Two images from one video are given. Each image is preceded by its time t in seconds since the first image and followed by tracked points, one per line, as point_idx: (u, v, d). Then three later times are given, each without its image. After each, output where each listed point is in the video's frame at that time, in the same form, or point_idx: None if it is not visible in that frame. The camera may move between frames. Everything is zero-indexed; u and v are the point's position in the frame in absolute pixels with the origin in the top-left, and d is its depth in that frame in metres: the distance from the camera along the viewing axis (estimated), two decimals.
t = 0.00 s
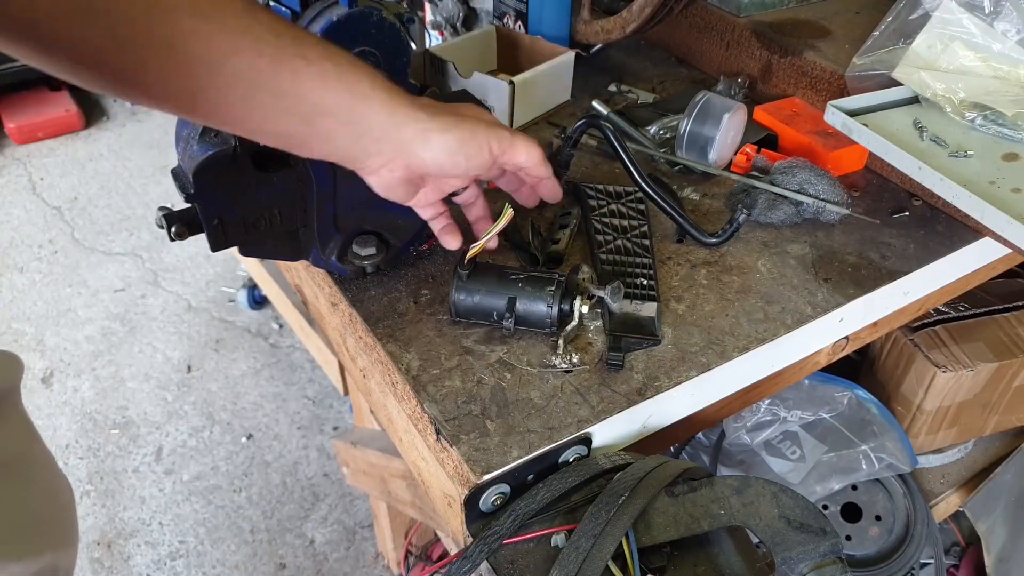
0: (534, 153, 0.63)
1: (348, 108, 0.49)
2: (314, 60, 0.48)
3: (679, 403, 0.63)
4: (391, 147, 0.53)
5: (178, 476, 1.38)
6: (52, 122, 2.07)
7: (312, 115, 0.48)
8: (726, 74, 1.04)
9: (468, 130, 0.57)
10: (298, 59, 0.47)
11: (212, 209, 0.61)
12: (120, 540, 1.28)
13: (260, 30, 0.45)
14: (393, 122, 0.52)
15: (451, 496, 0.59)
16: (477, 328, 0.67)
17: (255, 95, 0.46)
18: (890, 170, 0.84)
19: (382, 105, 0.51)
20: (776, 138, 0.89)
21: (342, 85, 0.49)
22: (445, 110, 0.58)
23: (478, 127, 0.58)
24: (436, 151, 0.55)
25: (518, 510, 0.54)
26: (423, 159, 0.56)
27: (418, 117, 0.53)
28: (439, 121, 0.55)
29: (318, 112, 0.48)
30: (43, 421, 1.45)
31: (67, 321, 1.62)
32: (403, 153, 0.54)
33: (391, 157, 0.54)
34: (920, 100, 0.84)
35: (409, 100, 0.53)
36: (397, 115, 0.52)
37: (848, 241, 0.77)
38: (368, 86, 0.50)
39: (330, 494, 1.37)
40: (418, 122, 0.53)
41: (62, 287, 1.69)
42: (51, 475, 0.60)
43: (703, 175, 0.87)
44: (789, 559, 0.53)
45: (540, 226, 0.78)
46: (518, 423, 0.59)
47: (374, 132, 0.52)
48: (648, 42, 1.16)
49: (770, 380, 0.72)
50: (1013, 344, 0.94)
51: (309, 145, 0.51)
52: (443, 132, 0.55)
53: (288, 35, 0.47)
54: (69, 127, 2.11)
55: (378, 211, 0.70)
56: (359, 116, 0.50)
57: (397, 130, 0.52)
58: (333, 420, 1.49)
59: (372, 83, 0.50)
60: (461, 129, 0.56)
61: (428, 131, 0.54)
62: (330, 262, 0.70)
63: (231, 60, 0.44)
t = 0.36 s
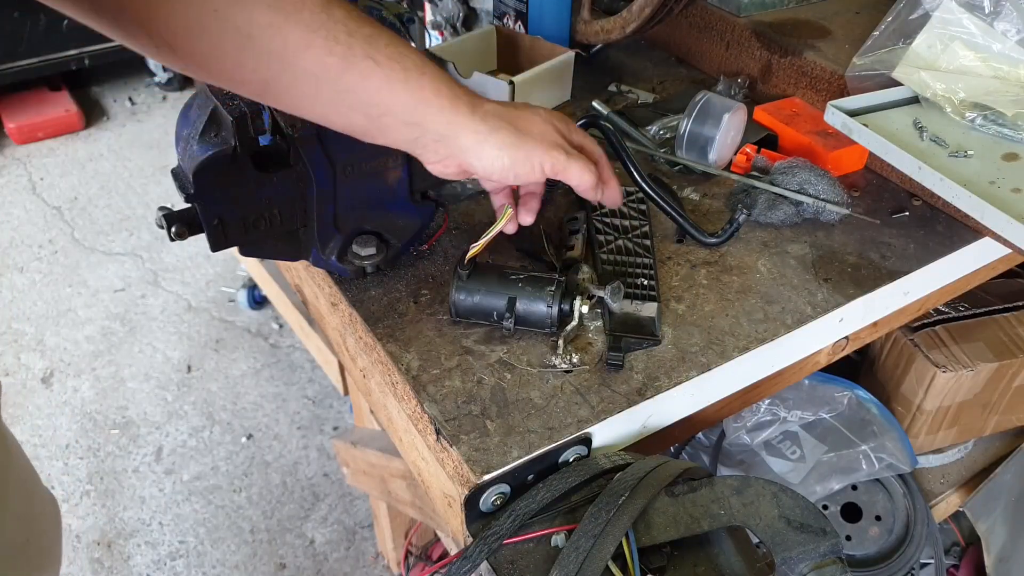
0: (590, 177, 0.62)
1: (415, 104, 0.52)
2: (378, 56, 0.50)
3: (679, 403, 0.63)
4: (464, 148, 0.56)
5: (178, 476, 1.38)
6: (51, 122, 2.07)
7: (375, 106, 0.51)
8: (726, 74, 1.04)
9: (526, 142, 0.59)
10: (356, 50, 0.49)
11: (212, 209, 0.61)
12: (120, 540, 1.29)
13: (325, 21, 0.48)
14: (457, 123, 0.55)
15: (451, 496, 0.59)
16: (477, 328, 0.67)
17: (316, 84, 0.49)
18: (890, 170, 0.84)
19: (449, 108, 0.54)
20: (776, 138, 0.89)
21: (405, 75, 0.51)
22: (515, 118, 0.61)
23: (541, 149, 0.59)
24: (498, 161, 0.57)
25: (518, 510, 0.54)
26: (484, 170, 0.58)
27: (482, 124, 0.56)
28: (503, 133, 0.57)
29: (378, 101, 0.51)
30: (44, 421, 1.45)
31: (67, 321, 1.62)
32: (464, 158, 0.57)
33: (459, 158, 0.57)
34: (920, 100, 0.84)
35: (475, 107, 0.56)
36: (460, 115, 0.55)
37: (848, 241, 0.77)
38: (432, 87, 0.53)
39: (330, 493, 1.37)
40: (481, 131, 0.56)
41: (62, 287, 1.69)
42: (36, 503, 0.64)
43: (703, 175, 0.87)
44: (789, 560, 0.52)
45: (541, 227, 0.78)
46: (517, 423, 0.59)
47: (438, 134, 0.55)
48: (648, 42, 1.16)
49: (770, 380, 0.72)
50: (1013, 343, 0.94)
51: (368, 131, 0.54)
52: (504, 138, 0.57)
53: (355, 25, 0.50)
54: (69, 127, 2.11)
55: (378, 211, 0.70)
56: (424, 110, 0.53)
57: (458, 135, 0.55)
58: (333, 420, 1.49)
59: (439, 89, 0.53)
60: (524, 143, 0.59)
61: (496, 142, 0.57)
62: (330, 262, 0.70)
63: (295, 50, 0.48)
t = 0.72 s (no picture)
0: (598, 210, 0.63)
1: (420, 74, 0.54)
2: (385, 27, 0.51)
3: (679, 403, 0.63)
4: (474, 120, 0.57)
5: (178, 476, 1.38)
6: (52, 122, 2.07)
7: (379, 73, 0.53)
8: (726, 74, 1.04)
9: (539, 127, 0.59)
10: (363, 22, 0.51)
11: (212, 209, 0.61)
12: (120, 540, 1.29)
13: None
14: (465, 100, 0.55)
15: (451, 496, 0.59)
16: (477, 328, 0.67)
17: (319, 51, 0.52)
18: (890, 170, 0.84)
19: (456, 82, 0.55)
20: (776, 138, 0.89)
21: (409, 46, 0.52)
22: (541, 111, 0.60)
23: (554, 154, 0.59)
24: (507, 141, 0.58)
25: (518, 510, 0.54)
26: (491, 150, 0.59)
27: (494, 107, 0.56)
28: (517, 120, 0.57)
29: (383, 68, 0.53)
30: (44, 421, 1.45)
31: (67, 321, 1.62)
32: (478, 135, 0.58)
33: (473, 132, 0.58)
34: (920, 100, 0.84)
35: (493, 89, 0.56)
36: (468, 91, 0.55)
37: (848, 241, 0.77)
38: (439, 64, 0.54)
39: (330, 493, 1.37)
40: (489, 114, 0.56)
41: (62, 287, 1.69)
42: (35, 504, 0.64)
43: (703, 175, 0.87)
44: (790, 559, 0.53)
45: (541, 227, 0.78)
46: (518, 423, 0.59)
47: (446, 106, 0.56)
48: (648, 42, 1.16)
49: (771, 380, 0.72)
50: (1013, 343, 0.94)
51: (380, 98, 0.56)
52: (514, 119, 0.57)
53: None
54: (69, 127, 2.11)
55: (378, 211, 0.70)
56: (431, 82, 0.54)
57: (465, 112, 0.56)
58: (333, 420, 1.49)
59: (449, 71, 0.54)
60: (537, 131, 0.59)
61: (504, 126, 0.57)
62: (330, 262, 0.70)
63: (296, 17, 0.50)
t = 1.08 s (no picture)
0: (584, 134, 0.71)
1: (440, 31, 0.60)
2: None
3: (679, 403, 0.63)
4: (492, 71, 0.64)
5: (178, 476, 1.38)
6: (52, 122, 2.07)
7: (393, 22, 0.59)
8: (726, 74, 1.04)
9: (547, 72, 0.64)
10: None
11: (212, 209, 0.61)
12: (120, 540, 1.28)
13: None
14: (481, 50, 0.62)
15: (451, 496, 0.59)
16: (477, 328, 0.67)
17: None
18: (890, 170, 0.84)
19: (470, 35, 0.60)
20: (776, 137, 0.89)
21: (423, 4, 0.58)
22: (554, 49, 0.65)
23: (558, 98, 0.66)
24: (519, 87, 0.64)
25: (518, 510, 0.54)
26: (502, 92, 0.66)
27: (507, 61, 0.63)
28: (529, 71, 0.64)
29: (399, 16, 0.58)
30: (44, 421, 1.45)
31: (67, 321, 1.62)
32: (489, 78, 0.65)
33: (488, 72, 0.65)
34: (920, 100, 0.84)
35: (503, 43, 0.62)
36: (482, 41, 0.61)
37: (848, 241, 0.77)
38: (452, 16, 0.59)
39: (330, 493, 1.37)
40: (503, 65, 0.63)
41: (62, 287, 1.69)
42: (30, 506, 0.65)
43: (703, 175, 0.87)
44: (789, 559, 0.53)
45: (541, 228, 0.78)
46: (518, 423, 0.59)
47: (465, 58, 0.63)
48: (648, 42, 1.16)
49: (771, 380, 0.72)
50: (1013, 343, 0.94)
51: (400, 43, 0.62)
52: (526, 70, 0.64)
53: None
54: (69, 127, 2.11)
55: (378, 211, 0.70)
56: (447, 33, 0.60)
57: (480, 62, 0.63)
58: (333, 420, 1.49)
59: (463, 26, 0.60)
60: (548, 71, 0.65)
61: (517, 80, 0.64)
62: (330, 262, 0.70)
63: None
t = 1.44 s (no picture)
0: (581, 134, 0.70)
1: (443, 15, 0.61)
2: None
3: (679, 403, 0.63)
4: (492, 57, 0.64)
5: (178, 476, 1.38)
6: (52, 122, 2.07)
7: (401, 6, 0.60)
8: (726, 74, 1.04)
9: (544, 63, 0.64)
10: None
11: (212, 209, 0.61)
12: (120, 540, 1.28)
13: None
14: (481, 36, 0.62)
15: (451, 496, 0.59)
16: (477, 328, 0.67)
17: None
18: (890, 170, 0.84)
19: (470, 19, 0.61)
20: (776, 138, 0.89)
21: None
22: (553, 40, 0.65)
23: (557, 89, 0.66)
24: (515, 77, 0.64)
25: (518, 510, 0.54)
26: (501, 82, 0.66)
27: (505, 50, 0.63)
28: (526, 59, 0.63)
29: None
30: (44, 421, 1.45)
31: (67, 321, 1.62)
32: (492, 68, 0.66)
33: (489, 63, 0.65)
34: (920, 100, 0.84)
35: (502, 30, 0.62)
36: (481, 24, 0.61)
37: (848, 241, 0.77)
38: (453, 3, 0.60)
39: (330, 493, 1.37)
40: (500, 53, 0.63)
41: (62, 287, 1.69)
42: (35, 502, 0.65)
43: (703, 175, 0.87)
44: (789, 559, 0.53)
45: (541, 228, 0.78)
46: (518, 423, 0.59)
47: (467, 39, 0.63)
48: (648, 41, 1.16)
49: (770, 380, 0.72)
50: (1013, 343, 0.94)
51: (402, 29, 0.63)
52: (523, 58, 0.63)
53: None
54: (69, 127, 2.11)
55: (378, 211, 0.70)
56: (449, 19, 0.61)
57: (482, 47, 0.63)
58: (333, 420, 1.49)
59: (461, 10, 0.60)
60: (546, 64, 0.64)
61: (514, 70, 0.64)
62: (330, 262, 0.70)
63: None
